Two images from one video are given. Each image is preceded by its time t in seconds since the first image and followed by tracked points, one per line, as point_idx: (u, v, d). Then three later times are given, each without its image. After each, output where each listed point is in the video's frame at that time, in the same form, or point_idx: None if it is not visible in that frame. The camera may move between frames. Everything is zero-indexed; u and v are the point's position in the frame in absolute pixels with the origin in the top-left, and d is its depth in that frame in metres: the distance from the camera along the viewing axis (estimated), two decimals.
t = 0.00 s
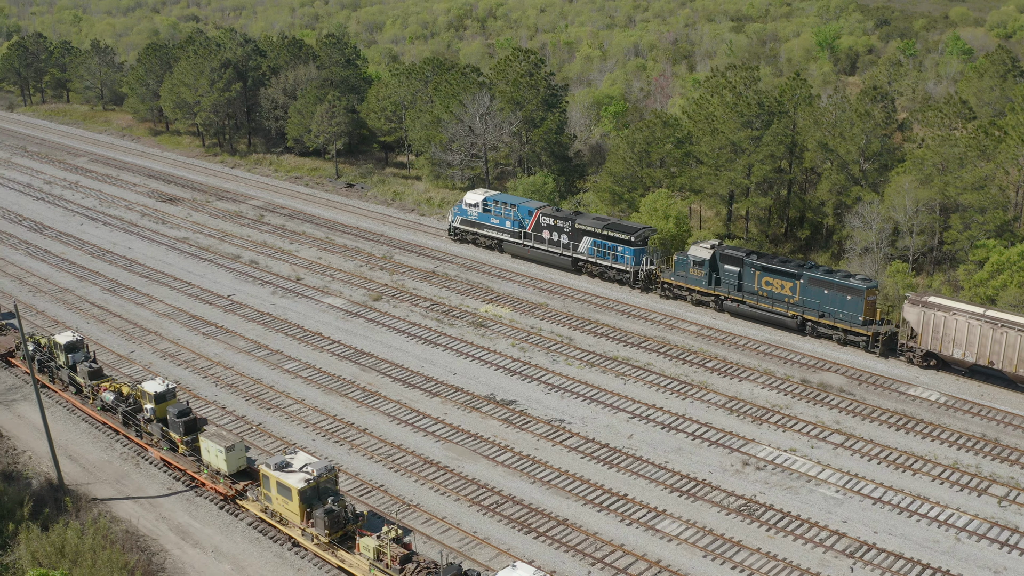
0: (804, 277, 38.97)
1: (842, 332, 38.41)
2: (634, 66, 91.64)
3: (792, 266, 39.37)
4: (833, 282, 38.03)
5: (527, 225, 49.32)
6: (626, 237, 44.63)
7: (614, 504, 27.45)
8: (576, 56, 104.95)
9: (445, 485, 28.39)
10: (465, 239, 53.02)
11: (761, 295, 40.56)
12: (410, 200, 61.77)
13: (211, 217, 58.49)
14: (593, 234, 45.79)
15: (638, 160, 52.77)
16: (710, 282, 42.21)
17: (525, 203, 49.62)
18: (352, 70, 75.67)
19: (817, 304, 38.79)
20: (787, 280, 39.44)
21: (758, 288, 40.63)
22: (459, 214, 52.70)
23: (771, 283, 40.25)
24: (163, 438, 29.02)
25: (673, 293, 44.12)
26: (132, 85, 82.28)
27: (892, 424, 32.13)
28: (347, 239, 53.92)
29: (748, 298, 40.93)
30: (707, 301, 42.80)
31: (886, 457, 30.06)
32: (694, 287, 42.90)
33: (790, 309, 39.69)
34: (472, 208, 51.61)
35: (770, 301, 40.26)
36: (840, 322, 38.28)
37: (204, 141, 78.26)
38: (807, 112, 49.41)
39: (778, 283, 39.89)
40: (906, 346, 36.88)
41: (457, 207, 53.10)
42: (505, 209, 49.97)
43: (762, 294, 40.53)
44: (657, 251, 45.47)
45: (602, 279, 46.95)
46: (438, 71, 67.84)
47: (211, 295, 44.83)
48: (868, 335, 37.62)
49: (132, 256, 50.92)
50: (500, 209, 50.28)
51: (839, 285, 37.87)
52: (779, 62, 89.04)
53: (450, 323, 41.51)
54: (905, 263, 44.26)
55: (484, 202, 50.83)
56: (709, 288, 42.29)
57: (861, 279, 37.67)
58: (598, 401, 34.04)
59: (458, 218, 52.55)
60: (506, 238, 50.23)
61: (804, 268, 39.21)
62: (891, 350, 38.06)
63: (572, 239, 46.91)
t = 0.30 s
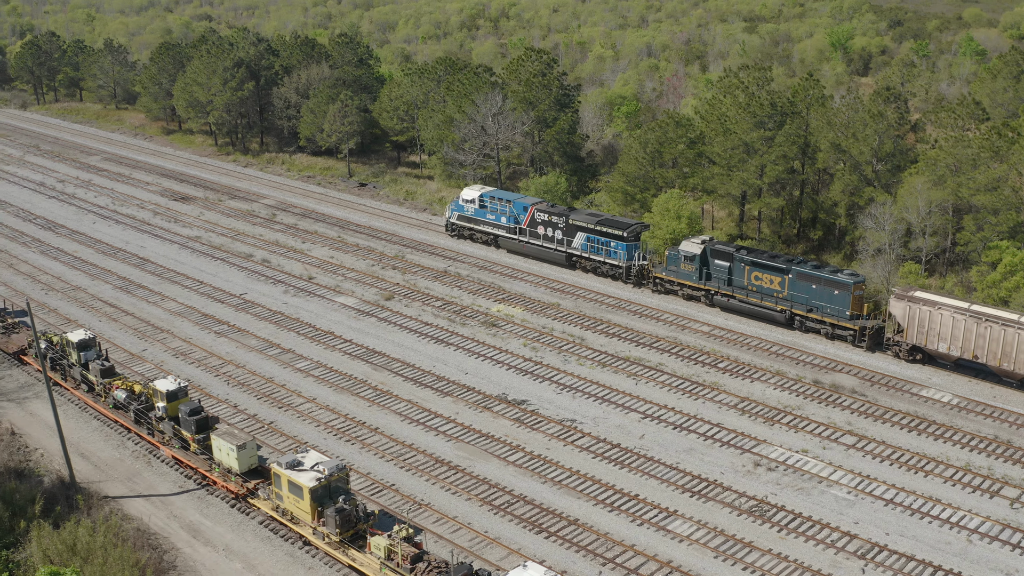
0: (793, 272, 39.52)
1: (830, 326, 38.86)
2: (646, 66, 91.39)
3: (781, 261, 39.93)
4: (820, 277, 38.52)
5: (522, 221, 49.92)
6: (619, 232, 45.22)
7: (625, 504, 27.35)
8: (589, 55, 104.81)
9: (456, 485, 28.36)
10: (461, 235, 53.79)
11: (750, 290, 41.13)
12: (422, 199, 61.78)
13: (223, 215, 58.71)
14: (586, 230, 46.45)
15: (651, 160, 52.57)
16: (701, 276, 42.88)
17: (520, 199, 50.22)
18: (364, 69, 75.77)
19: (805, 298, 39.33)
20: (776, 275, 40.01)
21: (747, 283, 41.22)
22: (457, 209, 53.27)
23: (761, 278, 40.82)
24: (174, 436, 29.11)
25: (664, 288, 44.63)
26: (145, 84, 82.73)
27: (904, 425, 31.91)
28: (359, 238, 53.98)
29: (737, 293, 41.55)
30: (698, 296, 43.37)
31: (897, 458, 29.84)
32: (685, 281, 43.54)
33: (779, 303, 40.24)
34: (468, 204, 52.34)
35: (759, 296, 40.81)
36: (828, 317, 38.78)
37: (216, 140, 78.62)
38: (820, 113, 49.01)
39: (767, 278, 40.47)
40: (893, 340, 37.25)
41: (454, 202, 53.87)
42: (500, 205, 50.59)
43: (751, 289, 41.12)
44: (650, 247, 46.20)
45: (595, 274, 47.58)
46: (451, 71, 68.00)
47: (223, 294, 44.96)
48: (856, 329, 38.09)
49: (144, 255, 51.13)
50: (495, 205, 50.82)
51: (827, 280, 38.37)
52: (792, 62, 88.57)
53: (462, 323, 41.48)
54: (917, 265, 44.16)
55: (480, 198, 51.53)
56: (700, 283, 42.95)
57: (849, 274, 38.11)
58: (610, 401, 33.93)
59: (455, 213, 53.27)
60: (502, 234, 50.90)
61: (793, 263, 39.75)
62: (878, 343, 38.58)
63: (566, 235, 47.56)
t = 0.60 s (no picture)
0: (782, 266, 40.14)
1: (819, 320, 39.35)
2: (662, 66, 91.10)
3: (770, 256, 40.52)
4: (809, 271, 39.11)
5: (519, 217, 50.60)
6: (613, 227, 45.87)
7: (639, 504, 27.21)
8: (605, 55, 104.58)
9: (470, 484, 28.31)
10: (461, 230, 54.72)
11: (740, 284, 41.70)
12: (437, 199, 61.80)
13: (239, 214, 58.97)
14: (582, 225, 47.13)
15: (666, 161, 52.29)
16: (692, 270, 43.47)
17: (518, 195, 50.90)
18: (381, 68, 75.89)
19: (794, 292, 39.89)
20: (765, 269, 40.60)
21: (738, 277, 41.79)
22: (455, 205, 54.30)
23: (751, 272, 41.42)
24: (189, 434, 29.23)
25: (657, 282, 45.28)
26: (162, 83, 83.26)
27: (919, 427, 31.62)
28: (374, 238, 54.05)
29: (728, 287, 42.12)
30: (690, 290, 43.94)
31: (913, 460, 29.55)
32: (677, 275, 44.12)
33: (768, 297, 40.78)
34: (467, 199, 53.12)
35: (749, 290, 41.39)
36: (816, 310, 39.31)
37: (232, 139, 79.10)
38: (837, 113, 48.36)
39: (757, 272, 41.07)
40: (879, 334, 37.61)
41: (453, 198, 54.68)
42: (498, 200, 51.30)
43: (742, 283, 41.69)
44: (643, 242, 46.92)
45: (590, 269, 48.32)
46: (466, 70, 67.81)
47: (238, 292, 45.15)
48: (843, 323, 38.57)
49: (160, 253, 51.42)
50: (493, 200, 51.64)
51: (815, 274, 38.95)
52: (808, 63, 88.03)
53: (477, 323, 41.42)
54: (934, 265, 43.89)
55: (478, 193, 52.28)
56: (692, 277, 43.53)
57: (837, 268, 38.72)
58: (624, 401, 33.79)
59: (454, 209, 54.15)
60: (499, 229, 51.71)
61: (782, 258, 40.36)
62: (865, 337, 38.93)
63: (562, 230, 48.30)
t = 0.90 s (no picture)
0: (772, 261, 40.32)
1: (808, 314, 39.71)
2: (676, 66, 90.81)
3: (760, 251, 40.72)
4: (798, 266, 39.31)
5: (516, 212, 51.20)
6: (607, 223, 46.39)
7: (651, 505, 27.11)
8: (618, 55, 104.36)
9: (481, 484, 28.26)
10: (458, 225, 55.29)
11: (731, 279, 42.02)
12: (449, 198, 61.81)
13: (252, 213, 59.17)
14: (576, 220, 47.68)
15: (679, 161, 52.05)
16: (685, 266, 43.81)
17: (514, 191, 51.51)
18: (394, 68, 75.97)
19: (784, 287, 40.15)
20: (756, 264, 40.81)
21: (729, 272, 42.07)
22: (453, 201, 54.86)
23: (741, 267, 41.65)
24: (200, 432, 29.33)
25: (649, 277, 45.73)
26: (175, 82, 83.65)
27: (932, 428, 31.38)
28: (385, 237, 54.08)
29: (719, 282, 42.43)
30: (682, 284, 44.38)
31: (925, 462, 29.33)
32: (670, 271, 44.48)
33: (759, 292, 41.12)
34: (464, 195, 53.77)
35: (740, 284, 41.71)
36: (805, 305, 39.61)
37: (246, 138, 79.41)
38: (850, 113, 48.30)
39: (747, 267, 41.29)
40: (866, 328, 38.21)
41: (451, 194, 55.25)
42: (495, 196, 51.95)
43: (733, 277, 41.97)
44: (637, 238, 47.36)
45: (585, 264, 48.86)
46: (480, 70, 67.75)
47: (250, 291, 45.29)
48: (832, 317, 38.95)
49: (173, 251, 51.65)
50: (490, 196, 52.25)
51: (804, 269, 39.15)
52: (821, 63, 87.56)
53: (489, 322, 41.35)
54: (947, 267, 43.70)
55: (475, 189, 52.90)
56: (684, 272, 43.87)
57: (826, 263, 38.89)
58: (636, 402, 33.65)
59: (452, 205, 54.76)
60: (496, 224, 52.35)
61: (772, 253, 40.54)
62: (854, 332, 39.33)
63: (557, 225, 48.83)
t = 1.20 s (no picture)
0: (752, 256, 41.37)
1: (787, 308, 40.65)
2: (678, 66, 90.76)
3: (741, 246, 41.77)
4: (777, 260, 40.38)
5: (502, 208, 52.16)
6: (591, 218, 47.37)
7: (652, 504, 27.10)
8: (620, 55, 104.25)
9: (483, 484, 28.27)
10: (447, 221, 56.21)
11: (712, 274, 42.99)
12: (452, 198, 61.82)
13: (254, 212, 59.22)
14: (561, 216, 48.68)
15: (682, 161, 52.04)
16: (667, 260, 44.81)
17: (501, 187, 52.51)
18: (396, 68, 75.99)
19: (763, 281, 41.17)
20: (736, 259, 41.84)
21: (709, 266, 43.09)
22: (442, 197, 55.84)
23: (722, 262, 42.68)
24: (202, 432, 29.37)
25: (633, 272, 46.67)
26: (177, 82, 83.69)
27: (933, 428, 31.35)
28: (388, 236, 54.11)
29: (700, 276, 43.43)
30: (664, 278, 45.32)
31: (926, 461, 29.30)
32: (652, 265, 45.49)
33: (738, 286, 42.07)
34: (452, 191, 54.71)
35: (721, 279, 42.68)
36: (784, 299, 40.57)
37: (248, 137, 79.47)
38: (852, 114, 48.10)
39: (728, 262, 42.33)
40: (844, 321, 38.88)
41: (440, 190, 56.25)
42: (482, 192, 52.94)
43: (713, 272, 42.99)
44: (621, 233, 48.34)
45: (570, 259, 49.77)
46: (482, 70, 67.72)
47: (252, 291, 45.33)
48: (810, 311, 39.87)
49: (175, 251, 51.69)
50: (478, 192, 53.22)
51: (783, 263, 40.23)
52: (824, 63, 87.45)
53: (491, 322, 41.36)
54: (949, 267, 43.98)
55: (463, 185, 53.88)
56: (666, 267, 44.87)
57: (804, 257, 39.98)
58: (638, 401, 33.64)
59: (440, 200, 55.72)
60: (484, 220, 53.26)
61: (752, 247, 41.61)
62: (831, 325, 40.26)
63: (543, 221, 49.79)
